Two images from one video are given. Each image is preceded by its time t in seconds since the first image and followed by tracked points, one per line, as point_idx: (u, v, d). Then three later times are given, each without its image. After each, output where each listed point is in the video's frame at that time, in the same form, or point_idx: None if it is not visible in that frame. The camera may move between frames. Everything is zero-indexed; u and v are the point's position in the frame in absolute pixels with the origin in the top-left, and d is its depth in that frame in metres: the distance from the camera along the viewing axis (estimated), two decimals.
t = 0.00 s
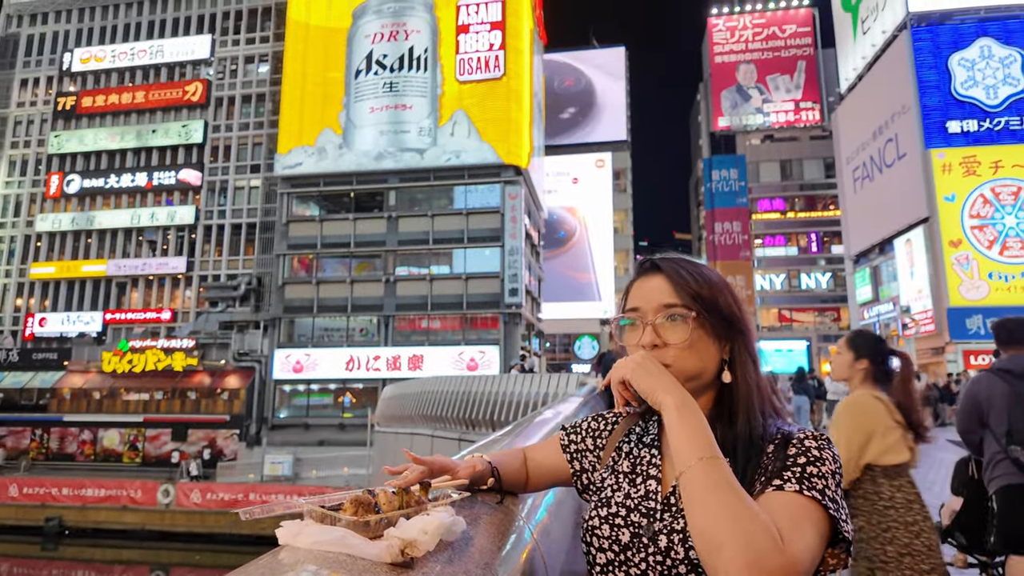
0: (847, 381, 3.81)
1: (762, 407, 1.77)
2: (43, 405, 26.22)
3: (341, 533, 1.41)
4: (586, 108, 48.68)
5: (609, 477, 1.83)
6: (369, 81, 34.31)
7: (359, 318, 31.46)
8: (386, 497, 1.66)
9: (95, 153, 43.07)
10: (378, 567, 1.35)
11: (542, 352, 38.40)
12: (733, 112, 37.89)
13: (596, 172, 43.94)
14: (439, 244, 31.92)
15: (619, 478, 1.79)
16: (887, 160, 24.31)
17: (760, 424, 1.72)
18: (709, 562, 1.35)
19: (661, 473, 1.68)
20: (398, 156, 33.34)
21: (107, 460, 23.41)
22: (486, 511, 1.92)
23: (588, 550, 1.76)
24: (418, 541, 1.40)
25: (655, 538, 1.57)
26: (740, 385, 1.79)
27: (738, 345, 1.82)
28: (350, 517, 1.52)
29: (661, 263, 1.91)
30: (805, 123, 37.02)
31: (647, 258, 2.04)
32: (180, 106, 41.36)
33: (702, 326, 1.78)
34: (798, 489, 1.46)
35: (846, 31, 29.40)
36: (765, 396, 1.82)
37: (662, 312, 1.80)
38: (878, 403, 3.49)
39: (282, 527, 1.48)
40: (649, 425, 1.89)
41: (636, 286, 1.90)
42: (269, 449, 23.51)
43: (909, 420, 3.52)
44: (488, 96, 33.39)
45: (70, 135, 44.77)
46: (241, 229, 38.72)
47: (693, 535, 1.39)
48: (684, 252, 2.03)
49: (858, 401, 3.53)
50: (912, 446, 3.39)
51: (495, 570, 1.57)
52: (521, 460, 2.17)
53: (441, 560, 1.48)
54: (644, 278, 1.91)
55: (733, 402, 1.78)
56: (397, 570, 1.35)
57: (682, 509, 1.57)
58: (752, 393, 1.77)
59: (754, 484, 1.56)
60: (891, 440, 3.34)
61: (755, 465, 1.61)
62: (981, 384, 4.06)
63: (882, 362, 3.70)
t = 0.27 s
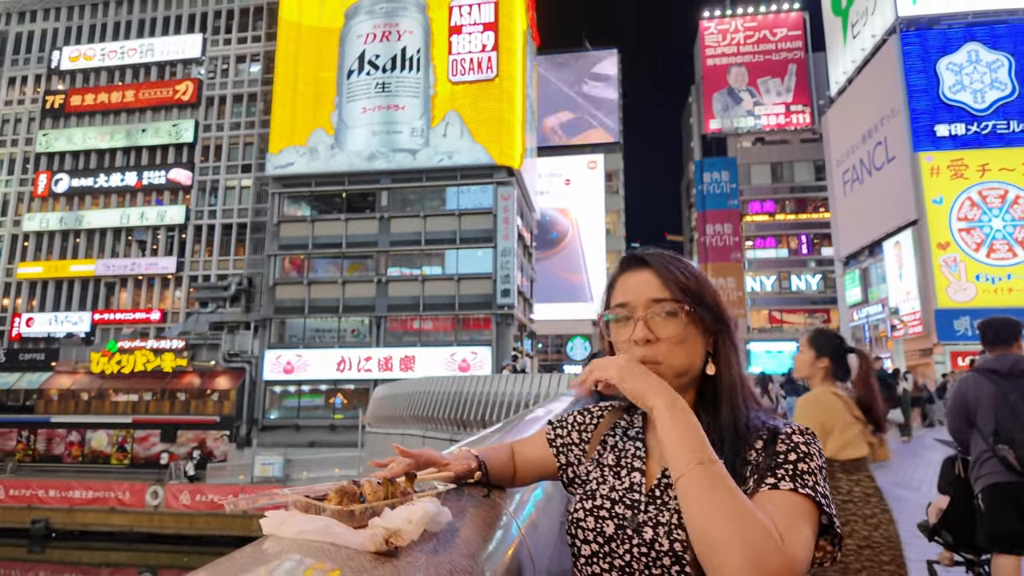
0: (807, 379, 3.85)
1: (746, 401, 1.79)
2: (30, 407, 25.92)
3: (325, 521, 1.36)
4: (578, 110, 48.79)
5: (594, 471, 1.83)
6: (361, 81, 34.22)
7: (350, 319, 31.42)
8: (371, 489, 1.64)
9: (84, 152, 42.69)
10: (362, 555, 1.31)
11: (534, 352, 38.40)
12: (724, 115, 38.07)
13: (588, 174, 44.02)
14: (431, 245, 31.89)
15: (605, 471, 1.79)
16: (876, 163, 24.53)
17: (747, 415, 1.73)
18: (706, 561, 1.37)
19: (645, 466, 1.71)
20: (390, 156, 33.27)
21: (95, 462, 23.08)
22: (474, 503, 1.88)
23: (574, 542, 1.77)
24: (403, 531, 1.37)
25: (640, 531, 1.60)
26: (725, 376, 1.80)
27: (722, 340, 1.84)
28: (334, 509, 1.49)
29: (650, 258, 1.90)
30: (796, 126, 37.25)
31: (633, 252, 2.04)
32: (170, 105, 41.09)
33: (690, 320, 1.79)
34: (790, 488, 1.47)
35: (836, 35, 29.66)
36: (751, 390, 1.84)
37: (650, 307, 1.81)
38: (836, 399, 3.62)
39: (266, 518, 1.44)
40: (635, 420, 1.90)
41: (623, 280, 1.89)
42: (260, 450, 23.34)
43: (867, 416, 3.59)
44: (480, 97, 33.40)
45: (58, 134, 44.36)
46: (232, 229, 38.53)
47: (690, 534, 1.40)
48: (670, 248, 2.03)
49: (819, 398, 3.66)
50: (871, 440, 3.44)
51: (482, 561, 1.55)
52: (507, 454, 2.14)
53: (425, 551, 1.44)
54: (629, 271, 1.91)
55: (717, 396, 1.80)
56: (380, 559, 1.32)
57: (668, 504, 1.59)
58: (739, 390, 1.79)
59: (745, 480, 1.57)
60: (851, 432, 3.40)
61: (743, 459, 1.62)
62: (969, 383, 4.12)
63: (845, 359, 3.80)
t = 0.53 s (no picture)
0: (770, 376, 3.92)
1: (723, 392, 1.80)
2: (16, 406, 25.62)
3: (308, 509, 1.31)
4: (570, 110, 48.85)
5: (574, 462, 1.83)
6: (352, 80, 34.10)
7: (341, 319, 31.31)
8: (355, 478, 1.60)
9: (72, 150, 42.23)
10: (346, 542, 1.26)
11: (525, 352, 38.39)
12: (714, 116, 38.28)
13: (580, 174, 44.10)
14: (423, 245, 31.82)
15: (586, 463, 1.80)
16: (865, 165, 24.76)
17: (725, 403, 1.74)
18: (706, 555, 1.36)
19: (625, 457, 1.72)
20: (381, 156, 33.16)
21: (83, 462, 22.81)
22: (459, 494, 1.82)
23: (554, 534, 1.78)
24: (386, 519, 1.33)
25: (620, 521, 1.62)
26: (704, 365, 1.83)
27: (701, 332, 1.86)
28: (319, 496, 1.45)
29: (645, 246, 1.90)
30: (786, 128, 37.46)
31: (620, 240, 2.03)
32: (159, 103, 40.76)
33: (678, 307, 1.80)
34: (777, 480, 1.49)
35: (825, 37, 29.89)
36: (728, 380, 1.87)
37: (640, 290, 1.80)
38: (794, 396, 3.62)
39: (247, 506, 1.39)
40: (613, 411, 1.93)
41: (612, 265, 1.89)
42: (249, 450, 23.20)
43: (827, 409, 3.71)
44: (472, 97, 33.36)
45: (45, 131, 43.84)
46: (221, 228, 38.29)
47: (693, 525, 1.38)
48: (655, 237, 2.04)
49: (777, 397, 3.66)
50: (832, 435, 3.57)
51: (465, 553, 1.51)
52: (492, 448, 2.07)
53: (407, 539, 1.41)
54: (619, 256, 1.93)
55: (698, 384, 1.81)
56: (364, 547, 1.27)
57: (648, 494, 1.60)
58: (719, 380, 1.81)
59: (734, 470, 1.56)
60: (807, 431, 3.52)
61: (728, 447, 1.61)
62: (952, 381, 4.16)
63: (801, 354, 3.82)
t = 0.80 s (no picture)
0: (749, 373, 3.97)
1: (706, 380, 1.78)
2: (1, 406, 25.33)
3: (298, 500, 1.31)
4: (563, 110, 48.87)
5: (559, 458, 1.79)
6: (344, 78, 33.97)
7: (332, 318, 31.18)
8: (345, 469, 1.61)
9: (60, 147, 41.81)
10: (334, 532, 1.27)
11: (518, 351, 38.42)
12: (706, 116, 38.44)
13: (572, 174, 44.15)
14: (415, 244, 31.76)
15: (569, 458, 1.76)
16: (854, 166, 24.96)
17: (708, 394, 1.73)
18: (698, 550, 1.35)
19: (609, 451, 1.68)
20: (373, 154, 33.05)
21: (71, 462, 22.58)
22: (448, 487, 1.81)
23: (541, 529, 1.73)
24: (375, 509, 1.32)
25: (605, 515, 1.57)
26: (689, 357, 1.80)
27: (686, 322, 1.83)
28: (308, 486, 1.47)
29: (630, 238, 1.87)
30: (777, 129, 37.64)
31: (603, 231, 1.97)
32: (149, 100, 40.50)
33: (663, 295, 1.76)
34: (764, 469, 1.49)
35: (816, 39, 30.04)
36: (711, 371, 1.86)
37: (624, 280, 1.77)
38: (773, 395, 3.72)
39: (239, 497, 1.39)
40: (597, 405, 1.87)
41: (596, 257, 1.86)
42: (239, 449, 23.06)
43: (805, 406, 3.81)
44: (464, 96, 33.31)
45: (32, 128, 43.35)
46: (212, 226, 38.05)
47: (683, 518, 1.37)
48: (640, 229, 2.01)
49: (757, 394, 3.75)
50: (810, 432, 3.68)
51: (453, 545, 1.50)
52: (482, 442, 2.07)
53: (398, 530, 1.40)
54: (604, 249, 1.89)
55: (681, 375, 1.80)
56: (353, 536, 1.28)
57: (634, 486, 1.57)
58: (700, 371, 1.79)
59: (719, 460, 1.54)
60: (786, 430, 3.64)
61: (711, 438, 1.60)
62: (939, 380, 4.22)
63: (779, 351, 3.85)
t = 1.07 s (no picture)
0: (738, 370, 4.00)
1: (689, 377, 1.76)
2: None
3: (287, 491, 1.30)
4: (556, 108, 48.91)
5: (547, 455, 1.77)
6: (336, 75, 33.77)
7: (323, 316, 31.10)
8: (334, 462, 1.61)
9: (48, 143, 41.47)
10: (323, 524, 1.26)
11: (510, 349, 38.45)
12: (698, 116, 38.52)
13: (564, 172, 44.21)
14: (407, 242, 31.72)
15: (556, 454, 1.73)
16: (845, 166, 25.15)
17: (694, 390, 1.72)
18: (677, 550, 1.34)
19: (596, 447, 1.66)
20: (365, 151, 33.08)
21: (59, 460, 22.37)
22: (437, 482, 1.80)
23: (529, 525, 1.70)
24: (364, 502, 1.31)
25: (591, 510, 1.55)
26: (675, 353, 1.78)
27: (671, 318, 1.80)
28: (298, 481, 1.47)
29: (614, 233, 1.83)
30: (768, 129, 37.83)
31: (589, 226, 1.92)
32: (138, 96, 40.21)
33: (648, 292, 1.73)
34: (746, 469, 1.47)
35: (807, 40, 30.21)
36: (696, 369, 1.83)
37: (608, 275, 1.73)
38: (759, 392, 3.73)
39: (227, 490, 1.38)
40: (584, 402, 1.84)
41: (582, 251, 1.83)
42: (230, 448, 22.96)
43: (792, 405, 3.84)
44: (457, 94, 33.27)
45: (19, 123, 42.93)
46: (202, 223, 37.82)
47: (663, 519, 1.36)
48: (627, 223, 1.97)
49: (744, 390, 3.77)
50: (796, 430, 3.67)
51: (440, 541, 1.49)
52: (472, 437, 2.05)
53: (386, 522, 1.39)
54: (590, 244, 1.85)
55: (666, 370, 1.78)
56: (342, 528, 1.27)
57: (619, 483, 1.55)
58: (684, 368, 1.77)
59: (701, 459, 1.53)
60: (771, 425, 3.64)
61: (696, 435, 1.58)
62: (926, 376, 4.25)
63: (768, 349, 3.89)
